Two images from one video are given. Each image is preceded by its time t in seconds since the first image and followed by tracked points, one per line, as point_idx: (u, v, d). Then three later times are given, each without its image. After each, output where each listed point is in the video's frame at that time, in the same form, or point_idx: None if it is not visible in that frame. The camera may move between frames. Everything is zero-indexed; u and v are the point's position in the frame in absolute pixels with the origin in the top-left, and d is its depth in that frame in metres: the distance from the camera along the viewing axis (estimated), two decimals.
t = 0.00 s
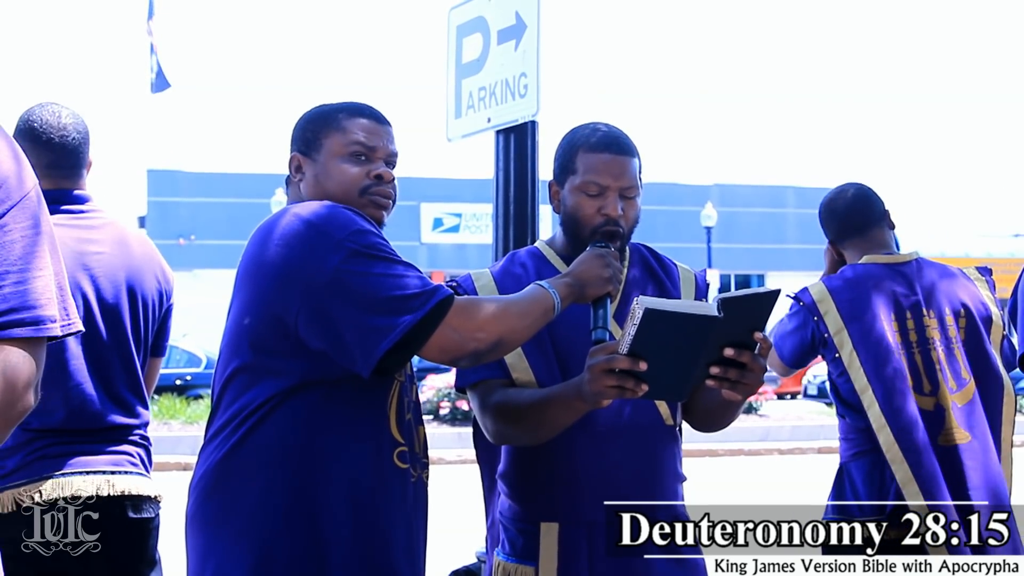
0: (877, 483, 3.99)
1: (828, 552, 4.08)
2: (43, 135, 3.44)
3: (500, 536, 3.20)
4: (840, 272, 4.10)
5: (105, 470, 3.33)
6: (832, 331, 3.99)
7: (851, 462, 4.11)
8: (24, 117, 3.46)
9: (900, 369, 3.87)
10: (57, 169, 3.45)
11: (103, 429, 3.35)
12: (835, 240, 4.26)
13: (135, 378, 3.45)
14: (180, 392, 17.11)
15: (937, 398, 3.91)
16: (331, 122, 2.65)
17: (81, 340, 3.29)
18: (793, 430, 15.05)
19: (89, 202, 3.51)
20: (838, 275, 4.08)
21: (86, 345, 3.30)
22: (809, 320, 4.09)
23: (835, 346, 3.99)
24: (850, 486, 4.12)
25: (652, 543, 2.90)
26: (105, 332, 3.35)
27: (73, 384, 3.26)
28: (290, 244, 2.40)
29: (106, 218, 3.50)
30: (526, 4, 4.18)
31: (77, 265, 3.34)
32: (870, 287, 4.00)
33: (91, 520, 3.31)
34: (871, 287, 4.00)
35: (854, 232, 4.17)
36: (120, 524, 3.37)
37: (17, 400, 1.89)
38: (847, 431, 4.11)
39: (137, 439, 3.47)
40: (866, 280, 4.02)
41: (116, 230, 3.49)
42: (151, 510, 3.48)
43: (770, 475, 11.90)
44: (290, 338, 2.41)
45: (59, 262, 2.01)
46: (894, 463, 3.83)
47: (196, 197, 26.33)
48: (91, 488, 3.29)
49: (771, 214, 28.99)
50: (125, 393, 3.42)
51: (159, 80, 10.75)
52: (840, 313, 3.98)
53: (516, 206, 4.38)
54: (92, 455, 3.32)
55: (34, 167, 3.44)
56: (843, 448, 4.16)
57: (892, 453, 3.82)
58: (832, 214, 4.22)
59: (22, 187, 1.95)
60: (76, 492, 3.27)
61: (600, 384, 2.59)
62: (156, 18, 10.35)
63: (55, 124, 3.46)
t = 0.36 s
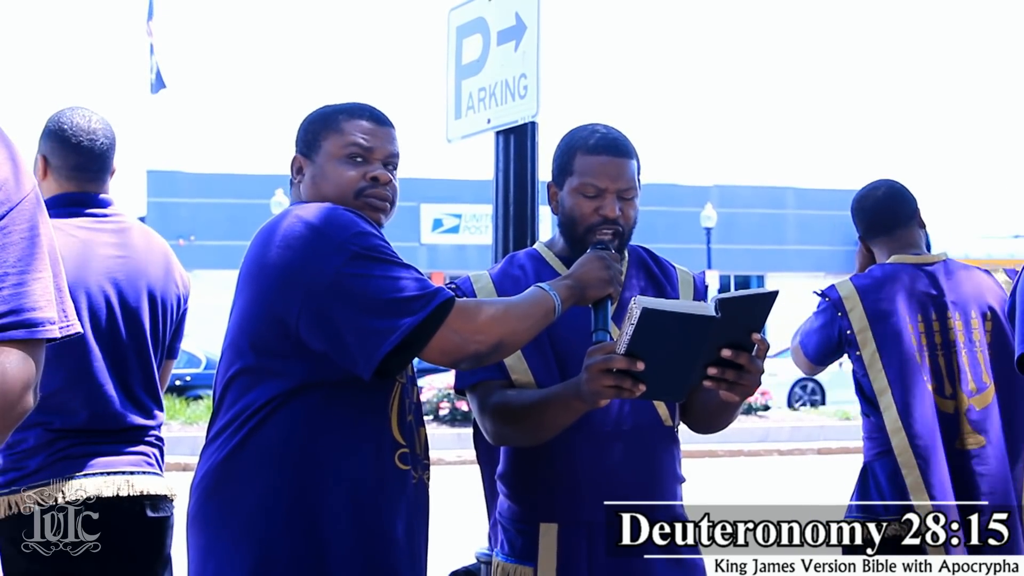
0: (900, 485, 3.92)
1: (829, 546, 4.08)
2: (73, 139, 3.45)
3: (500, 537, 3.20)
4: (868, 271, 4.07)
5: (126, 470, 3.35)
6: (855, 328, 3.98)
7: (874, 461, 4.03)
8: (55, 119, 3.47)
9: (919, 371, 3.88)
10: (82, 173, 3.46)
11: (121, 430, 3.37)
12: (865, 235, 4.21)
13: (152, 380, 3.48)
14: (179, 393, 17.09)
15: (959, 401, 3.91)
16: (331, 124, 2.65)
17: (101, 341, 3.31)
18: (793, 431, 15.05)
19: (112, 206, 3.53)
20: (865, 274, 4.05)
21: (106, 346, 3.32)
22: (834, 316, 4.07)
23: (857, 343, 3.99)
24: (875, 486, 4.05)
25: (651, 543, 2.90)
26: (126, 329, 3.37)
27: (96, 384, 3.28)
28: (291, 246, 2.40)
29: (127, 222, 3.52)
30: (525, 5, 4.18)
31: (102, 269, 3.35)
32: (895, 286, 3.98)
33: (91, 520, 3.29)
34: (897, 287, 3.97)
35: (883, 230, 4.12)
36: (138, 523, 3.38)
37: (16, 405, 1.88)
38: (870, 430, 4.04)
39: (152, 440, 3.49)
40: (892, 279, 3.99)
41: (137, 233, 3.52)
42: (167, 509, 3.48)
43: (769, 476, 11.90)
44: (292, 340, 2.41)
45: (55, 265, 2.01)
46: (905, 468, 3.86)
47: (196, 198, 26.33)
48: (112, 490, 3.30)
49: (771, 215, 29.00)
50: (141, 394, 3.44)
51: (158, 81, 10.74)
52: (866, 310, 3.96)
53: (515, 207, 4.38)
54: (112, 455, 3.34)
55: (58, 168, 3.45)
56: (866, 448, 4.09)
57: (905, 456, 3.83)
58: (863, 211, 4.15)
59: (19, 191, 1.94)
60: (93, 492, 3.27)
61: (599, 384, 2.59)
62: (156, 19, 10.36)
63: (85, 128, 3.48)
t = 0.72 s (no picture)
0: (936, 486, 3.88)
1: (833, 545, 3.99)
2: (99, 140, 3.46)
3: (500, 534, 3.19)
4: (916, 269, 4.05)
5: (141, 469, 3.35)
6: (900, 328, 3.96)
7: (909, 459, 4.00)
8: (82, 120, 3.46)
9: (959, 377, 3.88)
10: (106, 174, 3.48)
11: (138, 429, 3.37)
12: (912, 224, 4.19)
13: (167, 380, 3.48)
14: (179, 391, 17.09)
15: (995, 406, 3.92)
16: (332, 123, 2.65)
17: (122, 341, 3.31)
18: (793, 429, 15.05)
19: (130, 207, 3.55)
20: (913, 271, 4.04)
21: (127, 346, 3.32)
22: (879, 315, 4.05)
23: (902, 343, 3.97)
24: (910, 485, 4.00)
25: (651, 543, 2.90)
26: (144, 329, 3.37)
27: (114, 384, 3.28)
28: (293, 246, 2.40)
29: (147, 222, 3.53)
30: (526, 2, 4.18)
31: (121, 266, 3.34)
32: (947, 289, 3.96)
33: (91, 520, 3.27)
34: (945, 288, 3.96)
35: (932, 224, 4.12)
36: (154, 519, 3.39)
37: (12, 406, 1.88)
38: (905, 429, 4.03)
39: (166, 439, 3.48)
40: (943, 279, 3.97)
41: (157, 235, 3.52)
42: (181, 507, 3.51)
43: (769, 475, 11.90)
44: (293, 339, 2.40)
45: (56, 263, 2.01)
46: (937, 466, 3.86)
47: (196, 195, 26.32)
48: (132, 488, 3.31)
49: (772, 213, 28.99)
50: (157, 394, 3.44)
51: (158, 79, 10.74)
52: (911, 313, 3.95)
53: (516, 205, 4.38)
54: (129, 452, 3.34)
55: (82, 167, 3.46)
56: (899, 447, 4.08)
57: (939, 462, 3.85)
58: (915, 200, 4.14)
59: (21, 188, 1.94)
60: (114, 491, 3.28)
61: (600, 381, 2.59)
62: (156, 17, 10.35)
63: (111, 129, 3.48)
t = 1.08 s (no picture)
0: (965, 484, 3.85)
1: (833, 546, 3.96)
2: (117, 142, 3.47)
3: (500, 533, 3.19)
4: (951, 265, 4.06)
5: (161, 468, 3.37)
6: (938, 323, 3.95)
7: (936, 455, 3.98)
8: (101, 122, 3.47)
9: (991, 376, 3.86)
10: (123, 176, 3.49)
11: (153, 427, 3.37)
12: (944, 224, 4.24)
13: (183, 378, 3.48)
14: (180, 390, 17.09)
15: None
16: (337, 122, 2.65)
17: (143, 341, 3.32)
18: (793, 428, 15.06)
19: (143, 209, 3.56)
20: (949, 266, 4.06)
21: (147, 346, 3.33)
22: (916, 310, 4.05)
23: (937, 338, 3.96)
24: (937, 482, 3.97)
25: (651, 543, 2.91)
26: (162, 329, 3.38)
27: (133, 383, 3.27)
28: (296, 247, 2.40)
29: (162, 224, 3.54)
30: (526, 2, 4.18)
31: (139, 268, 3.35)
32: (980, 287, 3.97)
33: (91, 520, 3.25)
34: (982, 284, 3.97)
35: (966, 221, 4.19)
36: (162, 511, 3.39)
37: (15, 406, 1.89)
38: (934, 424, 4.00)
39: (179, 437, 3.48)
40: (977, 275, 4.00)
41: (171, 237, 3.54)
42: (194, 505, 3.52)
43: (769, 474, 11.90)
44: (296, 340, 2.40)
45: (56, 263, 2.01)
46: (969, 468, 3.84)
47: (196, 195, 26.31)
48: (149, 487, 3.32)
49: (772, 212, 28.98)
50: (173, 392, 3.44)
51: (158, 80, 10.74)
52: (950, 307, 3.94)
53: (516, 204, 4.38)
54: (145, 452, 3.34)
55: (100, 169, 3.47)
56: (927, 443, 4.04)
57: (972, 459, 3.83)
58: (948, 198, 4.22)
59: (22, 187, 1.94)
60: (134, 490, 3.29)
61: (600, 382, 2.59)
62: (156, 16, 10.35)
63: (130, 132, 3.49)
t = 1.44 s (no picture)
0: (965, 483, 3.98)
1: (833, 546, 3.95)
2: (120, 146, 3.50)
3: (500, 536, 3.21)
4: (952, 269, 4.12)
5: (157, 469, 3.37)
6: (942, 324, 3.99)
7: (936, 457, 4.09)
8: (104, 126, 3.50)
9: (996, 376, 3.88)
10: (124, 180, 3.52)
11: (150, 430, 3.37)
12: (946, 225, 4.25)
13: (179, 379, 3.49)
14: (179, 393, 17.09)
15: None
16: (343, 125, 2.64)
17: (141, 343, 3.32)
18: (793, 431, 15.07)
19: (145, 214, 3.56)
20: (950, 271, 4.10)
21: (146, 350, 3.34)
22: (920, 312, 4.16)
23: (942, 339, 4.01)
24: (934, 483, 4.09)
25: (652, 543, 2.91)
26: (160, 333, 3.39)
27: (131, 386, 3.28)
28: (298, 251, 2.40)
29: (161, 229, 3.55)
30: (525, 4, 4.18)
31: (139, 272, 3.36)
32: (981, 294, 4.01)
33: (91, 520, 3.24)
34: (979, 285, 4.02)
35: (964, 223, 4.21)
36: (162, 517, 3.39)
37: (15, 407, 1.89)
38: (934, 426, 4.11)
39: (175, 439, 3.48)
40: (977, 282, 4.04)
41: (171, 241, 3.55)
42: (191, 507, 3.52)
43: (769, 476, 11.90)
44: (299, 344, 2.41)
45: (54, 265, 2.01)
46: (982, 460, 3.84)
47: (196, 198, 26.32)
48: (147, 489, 3.33)
49: (771, 214, 29.00)
50: (170, 395, 3.45)
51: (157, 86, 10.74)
52: (950, 306, 3.99)
53: (515, 206, 4.38)
54: (141, 455, 3.34)
55: (102, 172, 3.49)
56: (925, 445, 4.16)
57: (986, 459, 3.82)
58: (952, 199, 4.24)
59: (21, 190, 1.94)
60: (132, 492, 3.29)
61: (603, 385, 2.59)
62: (156, 18, 10.35)
63: (132, 138, 3.54)
